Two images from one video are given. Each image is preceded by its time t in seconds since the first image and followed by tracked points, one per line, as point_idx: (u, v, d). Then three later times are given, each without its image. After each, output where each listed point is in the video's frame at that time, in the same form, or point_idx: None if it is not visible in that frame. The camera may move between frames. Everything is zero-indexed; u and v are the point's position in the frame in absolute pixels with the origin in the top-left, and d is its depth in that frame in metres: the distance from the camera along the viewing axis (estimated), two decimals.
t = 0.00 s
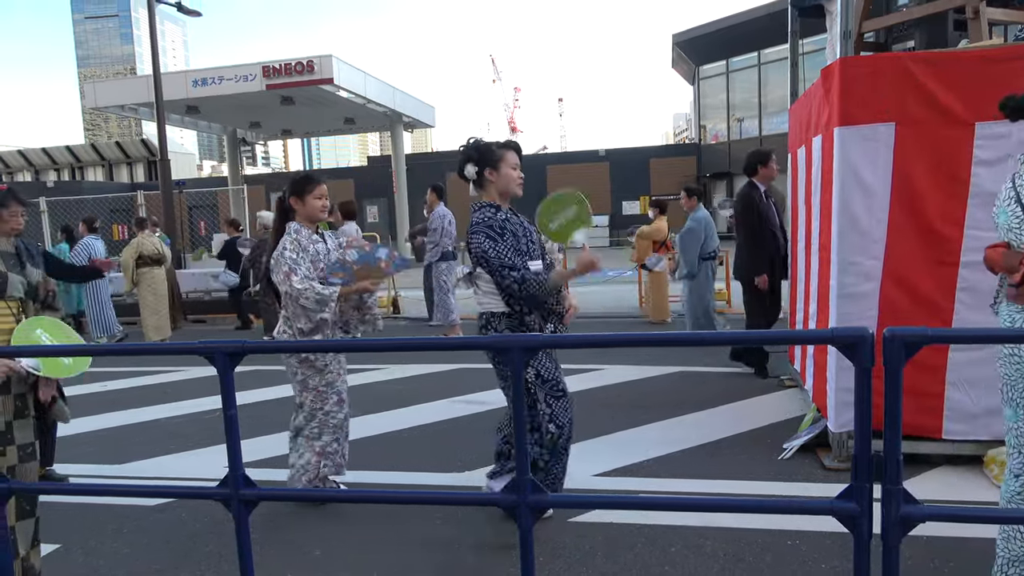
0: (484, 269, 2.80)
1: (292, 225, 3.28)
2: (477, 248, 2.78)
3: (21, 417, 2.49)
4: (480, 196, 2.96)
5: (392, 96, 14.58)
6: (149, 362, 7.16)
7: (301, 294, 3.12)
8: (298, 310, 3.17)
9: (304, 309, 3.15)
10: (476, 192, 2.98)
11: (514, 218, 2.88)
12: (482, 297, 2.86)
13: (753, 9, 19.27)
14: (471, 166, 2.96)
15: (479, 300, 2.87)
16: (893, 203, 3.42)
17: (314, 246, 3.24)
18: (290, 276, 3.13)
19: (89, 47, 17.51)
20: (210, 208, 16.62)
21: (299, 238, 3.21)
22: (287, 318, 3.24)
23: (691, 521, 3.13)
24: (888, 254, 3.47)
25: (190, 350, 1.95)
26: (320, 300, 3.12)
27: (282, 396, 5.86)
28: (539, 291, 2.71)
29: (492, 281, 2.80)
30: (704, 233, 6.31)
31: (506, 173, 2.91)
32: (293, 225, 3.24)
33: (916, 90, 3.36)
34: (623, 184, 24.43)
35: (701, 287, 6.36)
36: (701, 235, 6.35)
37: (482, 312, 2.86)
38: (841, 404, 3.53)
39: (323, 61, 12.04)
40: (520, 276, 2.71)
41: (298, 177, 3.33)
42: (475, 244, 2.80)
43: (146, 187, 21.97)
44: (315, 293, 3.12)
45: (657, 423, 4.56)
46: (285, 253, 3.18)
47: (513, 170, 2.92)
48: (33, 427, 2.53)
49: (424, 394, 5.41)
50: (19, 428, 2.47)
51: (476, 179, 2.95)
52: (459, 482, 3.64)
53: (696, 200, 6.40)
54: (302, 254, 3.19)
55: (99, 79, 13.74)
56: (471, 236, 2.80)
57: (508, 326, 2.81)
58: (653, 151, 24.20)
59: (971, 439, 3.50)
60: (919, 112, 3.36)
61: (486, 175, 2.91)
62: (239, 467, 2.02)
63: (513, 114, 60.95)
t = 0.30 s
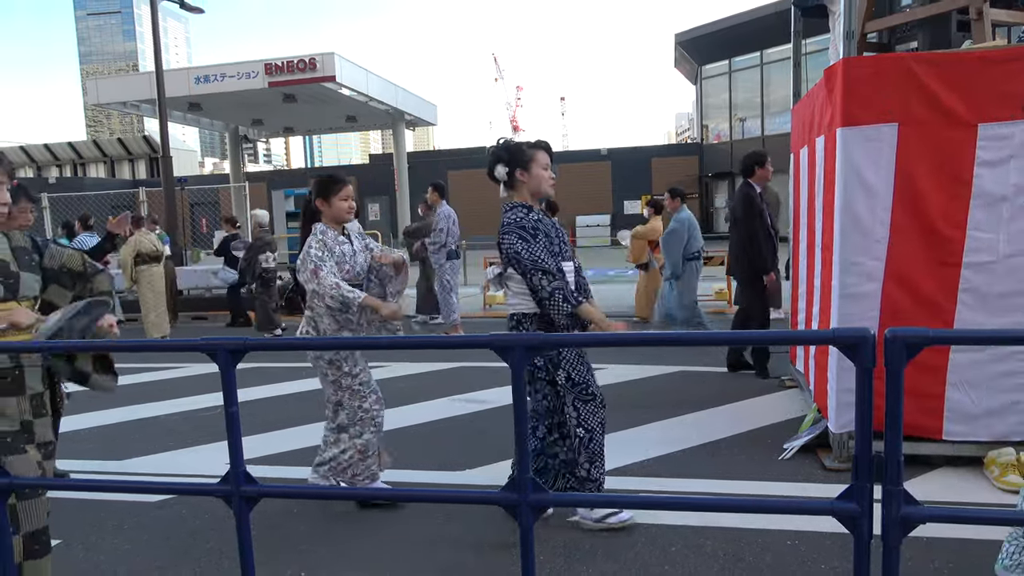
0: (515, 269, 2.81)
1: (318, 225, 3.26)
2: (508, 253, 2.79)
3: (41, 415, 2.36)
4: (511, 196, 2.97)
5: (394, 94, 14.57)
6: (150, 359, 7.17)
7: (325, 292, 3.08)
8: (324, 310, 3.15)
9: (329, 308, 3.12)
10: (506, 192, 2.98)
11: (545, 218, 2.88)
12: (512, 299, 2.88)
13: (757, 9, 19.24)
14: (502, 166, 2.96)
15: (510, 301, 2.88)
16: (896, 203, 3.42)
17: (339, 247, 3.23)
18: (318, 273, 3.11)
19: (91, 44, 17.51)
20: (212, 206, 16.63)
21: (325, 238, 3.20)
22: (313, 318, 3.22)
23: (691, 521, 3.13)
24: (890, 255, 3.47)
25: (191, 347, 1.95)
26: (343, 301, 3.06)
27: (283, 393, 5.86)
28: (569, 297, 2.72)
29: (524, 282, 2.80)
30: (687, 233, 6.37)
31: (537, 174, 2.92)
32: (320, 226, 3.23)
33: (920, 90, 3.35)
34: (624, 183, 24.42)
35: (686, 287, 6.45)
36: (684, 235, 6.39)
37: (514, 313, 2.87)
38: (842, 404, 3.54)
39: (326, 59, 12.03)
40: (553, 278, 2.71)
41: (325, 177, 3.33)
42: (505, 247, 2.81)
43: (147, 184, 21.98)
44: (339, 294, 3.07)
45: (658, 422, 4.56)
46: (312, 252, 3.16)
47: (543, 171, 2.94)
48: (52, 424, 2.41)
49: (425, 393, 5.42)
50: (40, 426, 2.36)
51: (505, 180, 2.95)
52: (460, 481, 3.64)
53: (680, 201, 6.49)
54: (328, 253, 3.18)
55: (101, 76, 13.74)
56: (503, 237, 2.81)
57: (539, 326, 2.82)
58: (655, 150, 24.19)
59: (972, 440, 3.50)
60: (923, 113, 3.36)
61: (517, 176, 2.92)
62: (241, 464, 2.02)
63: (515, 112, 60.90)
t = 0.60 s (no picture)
0: (557, 266, 2.76)
1: (350, 234, 3.23)
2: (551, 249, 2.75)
3: (70, 415, 2.33)
4: (551, 191, 2.93)
5: (395, 93, 14.57)
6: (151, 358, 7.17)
7: (360, 305, 3.04)
8: (359, 321, 3.10)
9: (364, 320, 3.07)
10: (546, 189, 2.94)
11: (586, 212, 2.82)
12: (553, 296, 2.82)
13: (757, 7, 19.21)
14: (540, 162, 2.91)
15: (552, 300, 2.82)
16: (897, 200, 3.42)
17: (372, 254, 3.18)
18: (350, 287, 3.07)
19: (91, 44, 17.50)
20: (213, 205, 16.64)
21: (357, 247, 3.15)
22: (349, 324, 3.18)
23: (693, 519, 3.13)
24: (891, 253, 3.46)
25: (191, 346, 1.95)
26: (378, 312, 3.05)
27: (285, 392, 5.87)
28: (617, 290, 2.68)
29: (566, 279, 2.76)
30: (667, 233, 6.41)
31: (577, 168, 2.87)
32: (351, 234, 3.19)
33: (921, 87, 3.35)
34: (625, 181, 24.42)
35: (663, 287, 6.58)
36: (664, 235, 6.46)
37: (556, 311, 2.82)
38: (844, 402, 3.54)
39: (326, 58, 12.03)
40: (594, 279, 2.68)
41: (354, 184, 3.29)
42: (547, 244, 2.77)
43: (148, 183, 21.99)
44: (374, 305, 3.06)
45: (660, 420, 4.56)
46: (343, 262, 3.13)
47: (583, 165, 2.88)
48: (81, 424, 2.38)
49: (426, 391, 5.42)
50: (68, 426, 2.33)
51: (545, 176, 2.91)
52: (461, 479, 3.64)
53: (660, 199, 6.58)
54: (361, 263, 3.14)
55: (102, 75, 13.74)
56: (544, 233, 2.78)
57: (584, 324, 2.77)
58: (655, 149, 24.17)
59: (973, 438, 3.50)
60: (924, 110, 3.35)
61: (557, 171, 2.88)
62: (242, 463, 2.01)
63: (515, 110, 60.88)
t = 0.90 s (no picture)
0: (601, 269, 2.70)
1: (386, 230, 3.21)
2: (597, 253, 2.68)
3: (113, 416, 2.21)
4: (592, 192, 2.88)
5: (395, 91, 14.55)
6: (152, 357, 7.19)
7: (405, 300, 3.00)
8: (400, 318, 3.06)
9: (408, 316, 3.01)
10: (587, 189, 2.88)
11: (630, 214, 2.74)
12: (598, 299, 2.77)
13: (758, 5, 19.16)
14: (581, 163, 2.85)
15: (597, 302, 2.77)
16: (898, 199, 3.41)
17: (410, 250, 3.15)
18: (394, 280, 3.05)
19: (91, 42, 17.49)
20: (213, 204, 16.65)
21: (395, 242, 3.13)
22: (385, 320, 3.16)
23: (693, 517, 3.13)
24: (892, 251, 3.46)
25: (190, 344, 1.94)
26: (423, 307, 2.98)
27: (287, 391, 5.88)
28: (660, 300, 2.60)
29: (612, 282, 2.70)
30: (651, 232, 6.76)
31: (620, 167, 2.83)
32: (388, 231, 3.16)
33: (922, 85, 3.35)
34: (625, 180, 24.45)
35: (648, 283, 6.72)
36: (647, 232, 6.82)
37: (602, 314, 2.76)
38: (844, 400, 3.54)
39: (326, 56, 12.01)
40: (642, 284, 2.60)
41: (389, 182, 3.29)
42: (592, 247, 2.70)
43: (151, 182, 22.02)
44: (420, 303, 2.98)
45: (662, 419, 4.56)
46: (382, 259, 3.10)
47: (626, 163, 2.84)
48: (129, 424, 2.26)
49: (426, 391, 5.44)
50: (112, 428, 2.20)
51: (586, 176, 2.85)
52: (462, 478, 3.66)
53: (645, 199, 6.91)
54: (400, 259, 3.11)
55: (102, 74, 13.75)
56: (589, 236, 2.71)
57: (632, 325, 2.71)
58: (656, 147, 24.14)
59: (974, 436, 3.49)
60: (925, 108, 3.35)
61: (600, 171, 2.83)
62: (243, 462, 2.01)
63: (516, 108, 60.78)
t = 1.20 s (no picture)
0: (656, 265, 2.69)
1: (427, 216, 3.19)
2: (654, 248, 2.67)
3: (181, 416, 2.21)
4: (643, 185, 2.86)
5: (397, 90, 14.53)
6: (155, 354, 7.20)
7: (445, 290, 3.04)
8: (443, 307, 3.08)
9: (448, 305, 3.06)
10: (638, 183, 2.88)
11: (683, 207, 2.74)
12: (650, 297, 2.75)
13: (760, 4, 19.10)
14: (632, 157, 2.86)
15: (653, 301, 2.74)
16: (901, 199, 3.41)
17: (450, 237, 3.15)
18: (434, 270, 3.05)
19: (93, 39, 17.48)
20: (216, 201, 16.68)
21: (436, 230, 3.13)
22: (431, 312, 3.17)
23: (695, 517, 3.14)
24: (894, 251, 3.46)
25: (190, 343, 1.94)
26: (464, 299, 3.05)
27: (289, 389, 5.89)
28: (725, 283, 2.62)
29: (669, 278, 2.67)
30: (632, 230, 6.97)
31: (672, 159, 2.80)
32: (429, 217, 3.15)
33: (924, 85, 3.34)
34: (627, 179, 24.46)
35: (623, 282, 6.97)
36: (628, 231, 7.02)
37: (658, 313, 2.74)
38: (846, 400, 3.54)
39: (328, 54, 12.00)
40: (701, 280, 2.61)
41: (433, 166, 3.23)
42: (646, 242, 2.70)
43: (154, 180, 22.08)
44: (460, 292, 3.05)
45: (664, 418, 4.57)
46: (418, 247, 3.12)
47: (677, 155, 2.81)
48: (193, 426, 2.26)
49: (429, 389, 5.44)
50: (180, 428, 2.20)
51: (637, 170, 2.85)
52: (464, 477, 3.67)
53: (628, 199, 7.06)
54: (440, 246, 3.11)
55: (105, 72, 13.75)
56: (643, 231, 2.70)
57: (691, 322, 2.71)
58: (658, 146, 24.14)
59: (976, 437, 3.49)
60: (928, 108, 3.35)
61: (650, 164, 2.82)
62: (245, 459, 2.00)
63: (519, 106, 60.77)
